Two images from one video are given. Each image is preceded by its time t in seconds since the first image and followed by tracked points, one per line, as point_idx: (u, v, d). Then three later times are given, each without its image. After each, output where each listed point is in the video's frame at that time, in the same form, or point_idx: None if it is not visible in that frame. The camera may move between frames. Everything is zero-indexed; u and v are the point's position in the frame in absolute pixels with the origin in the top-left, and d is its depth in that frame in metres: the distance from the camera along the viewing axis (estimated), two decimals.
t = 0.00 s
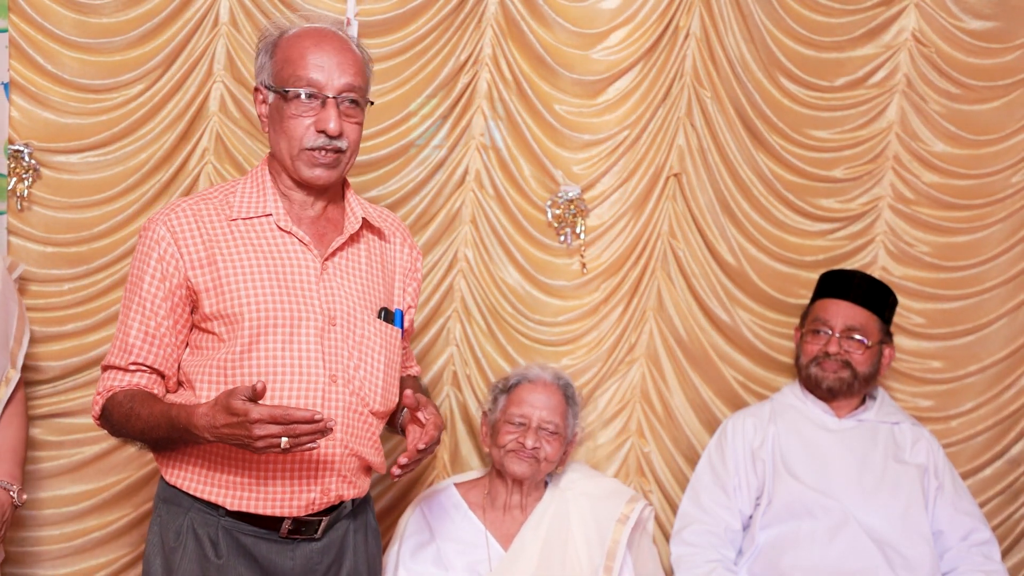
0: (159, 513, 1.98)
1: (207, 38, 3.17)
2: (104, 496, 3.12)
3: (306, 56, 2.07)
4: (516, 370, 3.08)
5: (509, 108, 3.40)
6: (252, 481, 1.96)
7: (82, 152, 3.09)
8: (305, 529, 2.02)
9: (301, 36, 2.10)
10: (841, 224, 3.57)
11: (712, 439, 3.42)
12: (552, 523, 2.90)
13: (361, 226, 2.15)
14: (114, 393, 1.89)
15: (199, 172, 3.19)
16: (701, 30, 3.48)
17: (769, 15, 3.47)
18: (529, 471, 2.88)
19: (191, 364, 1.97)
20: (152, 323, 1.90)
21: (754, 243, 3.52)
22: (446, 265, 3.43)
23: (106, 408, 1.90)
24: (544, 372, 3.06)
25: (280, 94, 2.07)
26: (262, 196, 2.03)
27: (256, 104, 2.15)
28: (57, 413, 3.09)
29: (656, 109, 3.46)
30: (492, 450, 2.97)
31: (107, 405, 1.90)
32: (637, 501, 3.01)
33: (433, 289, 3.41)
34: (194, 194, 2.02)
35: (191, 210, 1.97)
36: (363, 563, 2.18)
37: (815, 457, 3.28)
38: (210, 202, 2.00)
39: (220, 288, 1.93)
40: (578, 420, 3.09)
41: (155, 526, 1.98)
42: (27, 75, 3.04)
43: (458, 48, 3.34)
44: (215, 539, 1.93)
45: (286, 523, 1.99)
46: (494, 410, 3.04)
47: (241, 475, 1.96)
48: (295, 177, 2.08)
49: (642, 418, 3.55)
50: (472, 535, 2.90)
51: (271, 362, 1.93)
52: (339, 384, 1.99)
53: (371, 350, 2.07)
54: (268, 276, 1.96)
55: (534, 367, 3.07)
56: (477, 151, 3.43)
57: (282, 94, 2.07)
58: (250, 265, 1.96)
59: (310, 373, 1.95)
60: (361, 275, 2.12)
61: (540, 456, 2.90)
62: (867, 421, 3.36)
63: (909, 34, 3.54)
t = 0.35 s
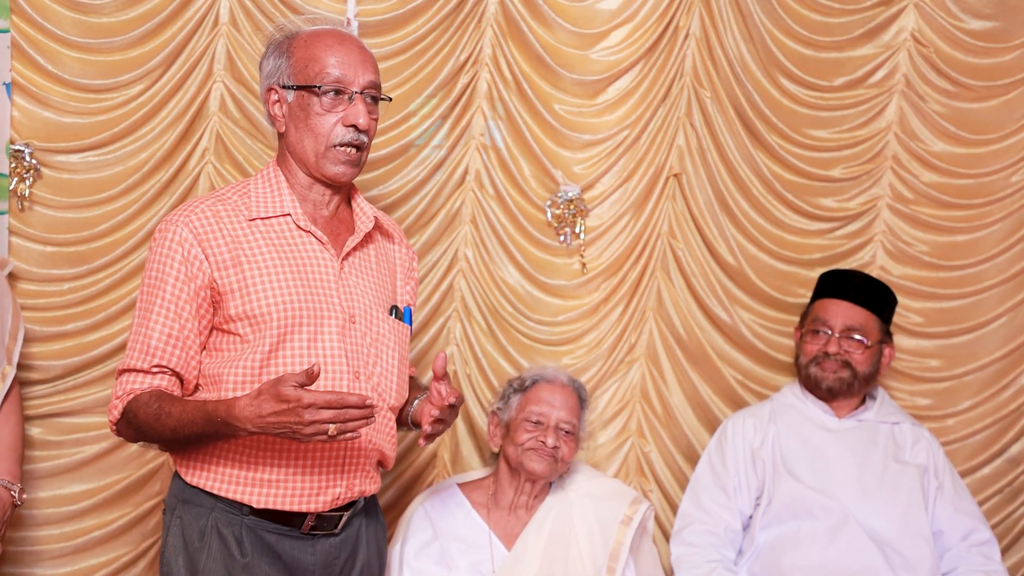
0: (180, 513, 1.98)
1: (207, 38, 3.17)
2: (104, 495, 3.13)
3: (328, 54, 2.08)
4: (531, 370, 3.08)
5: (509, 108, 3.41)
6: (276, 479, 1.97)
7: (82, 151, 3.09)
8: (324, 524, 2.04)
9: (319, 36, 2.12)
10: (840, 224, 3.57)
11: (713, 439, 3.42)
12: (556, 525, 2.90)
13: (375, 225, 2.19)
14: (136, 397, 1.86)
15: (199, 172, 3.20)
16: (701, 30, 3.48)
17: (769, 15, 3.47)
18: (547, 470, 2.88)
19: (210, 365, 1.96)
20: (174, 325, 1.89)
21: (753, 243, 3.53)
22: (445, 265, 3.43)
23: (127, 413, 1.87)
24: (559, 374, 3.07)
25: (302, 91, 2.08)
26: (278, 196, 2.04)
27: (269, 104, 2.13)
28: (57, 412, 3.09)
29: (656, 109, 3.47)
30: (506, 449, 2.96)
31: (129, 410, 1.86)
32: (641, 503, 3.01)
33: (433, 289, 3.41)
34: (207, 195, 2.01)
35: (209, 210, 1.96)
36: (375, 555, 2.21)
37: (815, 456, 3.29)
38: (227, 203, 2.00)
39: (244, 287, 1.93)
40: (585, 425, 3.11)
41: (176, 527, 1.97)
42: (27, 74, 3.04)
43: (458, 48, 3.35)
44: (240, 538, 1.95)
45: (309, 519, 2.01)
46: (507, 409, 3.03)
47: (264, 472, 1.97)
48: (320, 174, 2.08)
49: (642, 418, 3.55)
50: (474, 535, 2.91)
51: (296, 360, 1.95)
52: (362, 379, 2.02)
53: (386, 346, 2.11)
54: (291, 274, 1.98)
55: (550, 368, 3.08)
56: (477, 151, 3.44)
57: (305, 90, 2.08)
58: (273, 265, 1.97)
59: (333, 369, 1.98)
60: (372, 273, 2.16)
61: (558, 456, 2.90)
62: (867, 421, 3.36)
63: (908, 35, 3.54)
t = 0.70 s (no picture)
0: (189, 515, 1.97)
1: (207, 38, 3.18)
2: (103, 495, 3.13)
3: (341, 59, 2.09)
4: (535, 371, 3.09)
5: (509, 108, 3.42)
6: (284, 477, 1.97)
7: (82, 151, 3.10)
8: (332, 523, 2.05)
9: (327, 39, 2.11)
10: (838, 223, 3.57)
11: (713, 439, 3.42)
12: (557, 525, 2.91)
13: (371, 223, 2.21)
14: (146, 401, 1.85)
15: (200, 171, 3.21)
16: (701, 30, 3.48)
17: (769, 15, 3.47)
18: (548, 471, 2.88)
19: (215, 367, 1.96)
20: (181, 327, 1.88)
21: (752, 242, 3.53)
22: (445, 264, 3.44)
23: (136, 417, 1.85)
24: (562, 375, 3.07)
25: (315, 95, 2.07)
26: (276, 195, 2.04)
27: (275, 105, 2.10)
28: (56, 412, 3.10)
29: (656, 109, 3.47)
30: (508, 450, 2.96)
31: (138, 414, 1.85)
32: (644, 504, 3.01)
33: (433, 288, 3.42)
34: (204, 196, 2.01)
35: (209, 211, 1.96)
36: (377, 553, 2.23)
37: (814, 456, 3.29)
38: (226, 204, 2.00)
39: (248, 287, 1.94)
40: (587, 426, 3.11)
41: (185, 529, 1.96)
42: (29, 74, 3.05)
43: (458, 48, 3.35)
44: (251, 538, 1.94)
45: (318, 517, 2.01)
46: (509, 410, 3.03)
47: (272, 471, 1.97)
48: (333, 175, 2.09)
49: (642, 418, 3.56)
50: (476, 534, 2.91)
51: (302, 357, 1.96)
52: (367, 375, 2.04)
53: (388, 342, 2.13)
54: (294, 273, 1.99)
55: (553, 370, 3.08)
56: (477, 151, 3.45)
57: (318, 93, 2.07)
58: (276, 264, 1.97)
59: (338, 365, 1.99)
60: (369, 270, 2.17)
61: (560, 458, 2.91)
62: (867, 421, 3.36)
63: (907, 35, 3.55)
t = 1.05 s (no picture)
0: (191, 520, 1.94)
1: (207, 38, 3.18)
2: (103, 494, 3.13)
3: (333, 58, 2.07)
4: (535, 371, 3.09)
5: (509, 108, 3.42)
6: (289, 479, 1.97)
7: (82, 151, 3.10)
8: (333, 523, 2.06)
9: (318, 37, 2.10)
10: (837, 223, 3.57)
11: (713, 439, 3.42)
12: (558, 525, 2.91)
13: (364, 223, 2.23)
14: (152, 407, 1.84)
15: (200, 171, 3.20)
16: (701, 31, 3.48)
17: (768, 14, 3.47)
18: (550, 470, 2.89)
19: (216, 369, 1.96)
20: (184, 331, 1.88)
21: (752, 242, 3.53)
22: (445, 264, 3.44)
23: (142, 423, 1.84)
24: (563, 374, 3.07)
25: (307, 93, 2.06)
26: (273, 195, 2.04)
27: (266, 104, 2.08)
28: (56, 412, 3.10)
29: (656, 109, 3.47)
30: (509, 450, 2.96)
31: (145, 421, 1.84)
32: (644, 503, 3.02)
33: (433, 289, 3.43)
34: (198, 196, 1.99)
35: (208, 212, 1.95)
36: (372, 550, 2.24)
37: (814, 456, 3.29)
38: (224, 205, 1.99)
39: (250, 288, 1.94)
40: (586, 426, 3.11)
41: (188, 534, 1.94)
42: (30, 75, 3.05)
43: (457, 48, 3.36)
44: (256, 541, 1.94)
45: (321, 518, 2.02)
46: (509, 410, 3.03)
47: (277, 474, 1.96)
48: (327, 172, 2.09)
49: (642, 418, 3.56)
50: (476, 535, 2.91)
51: (304, 357, 1.98)
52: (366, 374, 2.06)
53: (383, 340, 2.16)
54: (295, 273, 1.99)
55: (553, 370, 3.08)
56: (477, 151, 3.46)
57: (310, 92, 2.06)
58: (277, 264, 1.98)
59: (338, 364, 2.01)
60: (361, 270, 2.19)
61: (560, 457, 2.91)
62: (867, 421, 3.36)
63: (905, 35, 3.55)
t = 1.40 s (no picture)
0: (190, 524, 1.93)
1: (207, 38, 3.18)
2: (103, 494, 3.14)
3: (349, 65, 2.08)
4: (537, 374, 3.09)
5: (508, 109, 3.43)
6: (289, 480, 1.97)
7: (82, 151, 3.11)
8: (331, 524, 2.06)
9: (338, 42, 2.10)
10: (835, 223, 3.56)
11: (713, 439, 3.42)
12: (558, 524, 2.91)
13: (355, 222, 2.23)
14: (162, 412, 1.82)
15: (199, 171, 3.20)
16: (701, 31, 3.48)
17: (767, 14, 3.46)
18: (551, 475, 2.88)
19: (216, 373, 1.95)
20: (188, 335, 1.86)
21: (751, 241, 3.53)
22: (444, 263, 3.46)
23: (154, 429, 1.82)
24: (565, 377, 3.07)
25: (324, 100, 2.05)
26: (266, 196, 2.04)
27: (278, 102, 2.05)
28: (56, 411, 3.10)
29: (656, 109, 3.47)
30: (510, 453, 2.96)
31: (155, 426, 1.82)
32: (644, 504, 3.01)
33: (432, 288, 3.44)
34: (190, 198, 1.98)
35: (202, 214, 1.94)
36: (368, 547, 2.24)
37: (814, 456, 3.29)
38: (218, 207, 1.98)
39: (248, 290, 1.93)
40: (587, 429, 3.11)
41: (187, 539, 1.92)
42: (32, 75, 3.07)
43: (457, 49, 3.37)
44: (257, 545, 1.93)
45: (320, 520, 2.02)
46: (510, 413, 3.03)
47: (277, 475, 1.96)
48: (326, 179, 2.09)
49: (642, 418, 3.56)
50: (477, 537, 2.92)
51: (302, 359, 1.98)
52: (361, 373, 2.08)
53: (374, 340, 2.17)
54: (292, 274, 1.99)
55: (555, 372, 3.08)
56: (477, 151, 3.47)
57: (328, 98, 2.06)
58: (273, 265, 1.98)
59: (334, 364, 2.02)
60: (351, 269, 2.19)
61: (562, 462, 2.91)
62: (867, 421, 3.36)
63: (904, 34, 3.54)
